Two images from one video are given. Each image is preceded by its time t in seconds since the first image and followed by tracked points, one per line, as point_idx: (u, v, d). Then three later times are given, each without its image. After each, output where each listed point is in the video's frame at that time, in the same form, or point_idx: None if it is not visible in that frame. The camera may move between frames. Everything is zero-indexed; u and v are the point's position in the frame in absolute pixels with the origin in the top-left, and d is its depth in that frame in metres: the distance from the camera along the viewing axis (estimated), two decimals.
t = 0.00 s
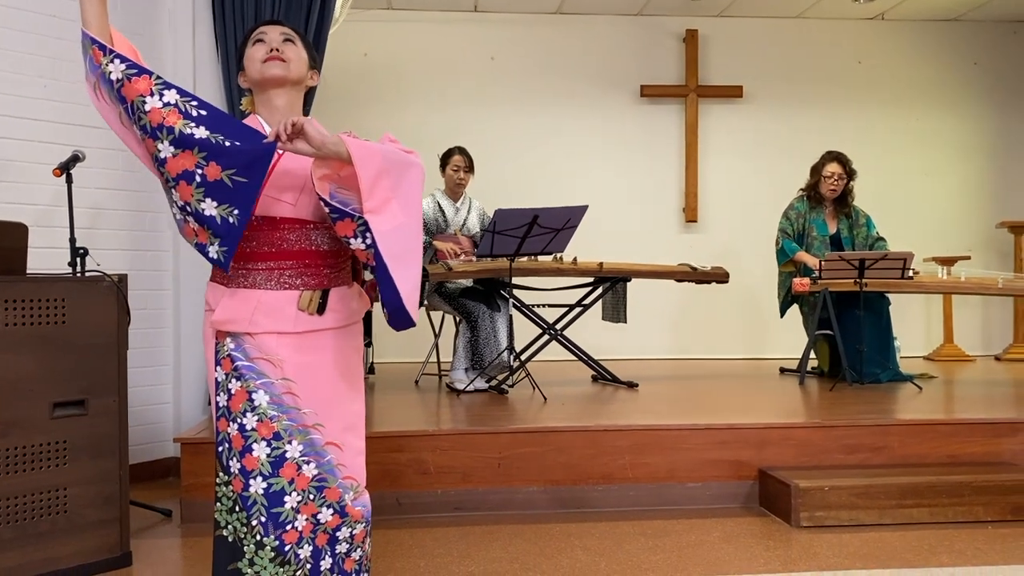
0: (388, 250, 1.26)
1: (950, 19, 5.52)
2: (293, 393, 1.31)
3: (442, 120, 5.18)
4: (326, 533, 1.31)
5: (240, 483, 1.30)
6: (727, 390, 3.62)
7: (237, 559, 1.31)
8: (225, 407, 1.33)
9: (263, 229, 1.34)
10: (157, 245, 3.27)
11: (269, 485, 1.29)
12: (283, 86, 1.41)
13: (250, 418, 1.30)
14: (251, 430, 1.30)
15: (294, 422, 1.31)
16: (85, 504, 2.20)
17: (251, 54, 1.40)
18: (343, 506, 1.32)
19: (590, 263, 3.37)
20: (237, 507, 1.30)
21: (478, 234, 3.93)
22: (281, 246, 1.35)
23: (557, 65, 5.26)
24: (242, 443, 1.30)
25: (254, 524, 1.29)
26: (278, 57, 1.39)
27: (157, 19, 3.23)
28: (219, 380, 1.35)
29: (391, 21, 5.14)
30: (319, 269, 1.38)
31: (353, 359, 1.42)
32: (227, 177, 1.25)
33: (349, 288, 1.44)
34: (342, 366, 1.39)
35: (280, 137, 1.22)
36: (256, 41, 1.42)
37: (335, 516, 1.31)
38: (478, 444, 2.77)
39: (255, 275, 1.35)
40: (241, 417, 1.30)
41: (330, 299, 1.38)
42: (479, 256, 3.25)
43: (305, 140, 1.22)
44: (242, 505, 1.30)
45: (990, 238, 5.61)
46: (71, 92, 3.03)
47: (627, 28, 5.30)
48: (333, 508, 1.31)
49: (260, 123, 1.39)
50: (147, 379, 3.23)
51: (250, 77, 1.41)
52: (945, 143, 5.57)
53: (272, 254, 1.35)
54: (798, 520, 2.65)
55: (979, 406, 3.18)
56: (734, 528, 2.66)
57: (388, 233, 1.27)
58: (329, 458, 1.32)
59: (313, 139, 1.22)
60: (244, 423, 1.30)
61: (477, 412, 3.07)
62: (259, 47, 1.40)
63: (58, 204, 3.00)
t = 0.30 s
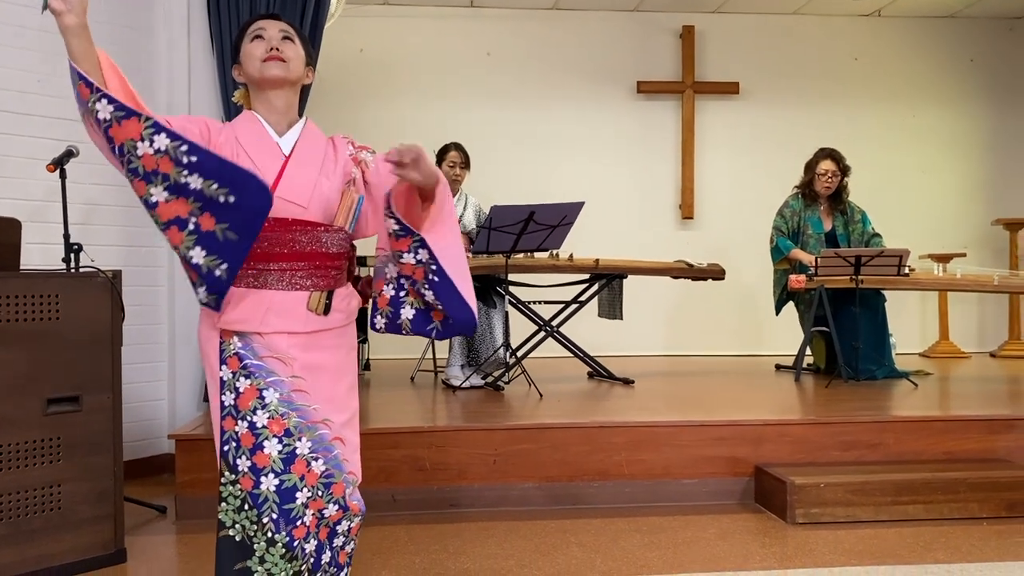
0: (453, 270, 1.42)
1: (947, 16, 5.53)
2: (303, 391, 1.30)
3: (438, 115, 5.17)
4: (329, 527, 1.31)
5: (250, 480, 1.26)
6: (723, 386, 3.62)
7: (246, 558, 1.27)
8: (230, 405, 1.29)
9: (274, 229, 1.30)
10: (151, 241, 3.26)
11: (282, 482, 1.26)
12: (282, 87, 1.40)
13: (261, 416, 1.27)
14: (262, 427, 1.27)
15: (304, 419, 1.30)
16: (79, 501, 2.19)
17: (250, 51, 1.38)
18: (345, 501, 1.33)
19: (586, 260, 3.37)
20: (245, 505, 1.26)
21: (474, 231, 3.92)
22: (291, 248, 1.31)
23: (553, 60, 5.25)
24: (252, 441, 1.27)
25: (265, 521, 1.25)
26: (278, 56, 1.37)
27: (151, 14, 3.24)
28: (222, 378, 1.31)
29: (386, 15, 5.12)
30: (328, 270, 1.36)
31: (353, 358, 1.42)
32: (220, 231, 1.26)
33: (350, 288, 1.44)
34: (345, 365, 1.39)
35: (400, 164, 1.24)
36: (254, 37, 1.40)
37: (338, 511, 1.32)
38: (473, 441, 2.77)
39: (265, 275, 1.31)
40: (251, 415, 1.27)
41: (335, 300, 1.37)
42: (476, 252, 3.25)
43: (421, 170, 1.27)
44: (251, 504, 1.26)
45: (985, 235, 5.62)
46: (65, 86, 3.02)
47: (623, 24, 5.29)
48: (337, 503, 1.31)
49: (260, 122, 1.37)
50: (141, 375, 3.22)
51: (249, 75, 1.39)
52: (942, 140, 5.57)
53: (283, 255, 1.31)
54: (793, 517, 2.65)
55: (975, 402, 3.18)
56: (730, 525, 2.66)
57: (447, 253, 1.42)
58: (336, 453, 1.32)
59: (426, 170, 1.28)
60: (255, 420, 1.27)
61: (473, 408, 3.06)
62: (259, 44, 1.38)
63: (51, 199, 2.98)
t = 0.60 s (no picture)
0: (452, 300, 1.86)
1: (943, 14, 5.54)
2: (321, 382, 1.43)
3: (434, 112, 5.17)
4: (337, 512, 1.46)
5: (275, 472, 1.37)
6: (718, 383, 3.63)
7: (270, 548, 1.37)
8: (251, 399, 1.39)
9: (294, 228, 1.42)
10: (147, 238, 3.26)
11: (307, 470, 1.39)
12: (275, 87, 1.46)
13: (286, 408, 1.39)
14: (287, 419, 1.39)
15: (322, 409, 1.43)
16: (75, 497, 2.19)
17: (245, 50, 1.43)
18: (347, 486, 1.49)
19: (583, 257, 3.36)
20: (270, 497, 1.37)
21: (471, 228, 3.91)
22: (309, 245, 1.44)
23: (549, 57, 5.25)
24: (278, 433, 1.38)
25: (291, 510, 1.37)
26: (274, 57, 1.44)
27: (146, 10, 3.23)
28: (241, 374, 1.40)
29: (382, 12, 5.11)
30: (336, 265, 1.50)
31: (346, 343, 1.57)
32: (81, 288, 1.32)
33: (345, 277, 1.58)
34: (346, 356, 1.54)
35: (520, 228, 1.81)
36: (249, 35, 1.45)
37: (343, 496, 1.47)
38: (469, 438, 2.76)
39: (285, 271, 1.42)
40: (276, 408, 1.39)
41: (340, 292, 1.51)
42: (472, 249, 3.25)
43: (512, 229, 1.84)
44: (276, 494, 1.37)
45: (981, 233, 5.63)
46: (59, 83, 3.01)
47: (620, 21, 5.29)
48: (344, 488, 1.47)
49: (254, 117, 1.44)
50: (138, 371, 3.22)
51: (242, 72, 1.45)
52: (938, 138, 5.58)
53: (300, 251, 1.43)
54: (788, 513, 2.66)
55: (969, 399, 3.19)
56: (725, 521, 2.67)
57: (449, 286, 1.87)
58: (344, 441, 1.47)
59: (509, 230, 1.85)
60: (279, 412, 1.39)
61: (469, 405, 3.06)
62: (254, 44, 1.44)
63: (46, 196, 2.97)
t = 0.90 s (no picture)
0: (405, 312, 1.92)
1: (940, 13, 5.54)
2: (339, 374, 1.49)
3: (431, 110, 5.17)
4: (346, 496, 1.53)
5: (307, 463, 1.41)
6: (714, 381, 3.63)
7: (305, 536, 1.41)
8: (281, 395, 1.41)
9: (313, 228, 1.45)
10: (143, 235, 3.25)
11: (333, 458, 1.45)
12: (278, 90, 1.47)
13: (314, 401, 1.43)
14: (315, 411, 1.43)
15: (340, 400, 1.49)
16: (72, 495, 2.19)
17: (252, 52, 1.45)
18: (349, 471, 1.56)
19: (580, 254, 3.36)
20: (304, 486, 1.41)
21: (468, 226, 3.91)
22: (327, 243, 1.47)
23: (546, 55, 5.25)
24: (309, 425, 1.42)
25: (321, 496, 1.43)
26: (281, 61, 1.46)
27: (142, 8, 3.22)
28: (271, 371, 1.41)
29: (379, 10, 5.11)
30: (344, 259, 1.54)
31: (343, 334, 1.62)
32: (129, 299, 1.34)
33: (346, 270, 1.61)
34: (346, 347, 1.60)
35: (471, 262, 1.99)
36: (255, 37, 1.46)
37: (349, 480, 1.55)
38: (466, 436, 2.77)
39: (308, 270, 1.45)
40: (306, 401, 1.43)
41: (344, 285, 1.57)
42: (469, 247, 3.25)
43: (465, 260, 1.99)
44: (308, 484, 1.41)
45: (977, 231, 5.64)
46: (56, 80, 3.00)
47: (617, 19, 5.29)
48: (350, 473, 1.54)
49: (258, 114, 1.43)
50: (134, 369, 3.22)
51: (246, 71, 1.45)
52: (934, 137, 5.59)
53: (319, 250, 1.46)
54: (784, 511, 2.66)
55: (965, 398, 3.20)
56: (721, 518, 2.68)
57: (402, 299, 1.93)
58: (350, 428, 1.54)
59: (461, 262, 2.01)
60: (309, 405, 1.43)
61: (466, 403, 3.06)
62: (261, 46, 1.45)
63: (43, 193, 2.97)
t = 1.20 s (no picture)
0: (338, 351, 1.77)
1: (934, 12, 5.56)
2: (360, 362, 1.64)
3: (427, 108, 5.16)
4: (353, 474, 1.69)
5: (345, 447, 1.56)
6: (709, 379, 3.64)
7: (340, 515, 1.56)
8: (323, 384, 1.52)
9: (337, 225, 1.55)
10: (138, 233, 3.24)
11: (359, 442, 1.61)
12: (290, 95, 1.53)
13: (348, 389, 1.57)
14: (349, 399, 1.57)
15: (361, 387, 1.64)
16: (66, 493, 2.19)
17: (267, 58, 1.49)
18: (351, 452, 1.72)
19: (575, 253, 3.36)
20: (342, 470, 1.55)
21: (463, 224, 3.91)
22: (348, 240, 1.59)
23: (541, 53, 5.25)
24: (345, 412, 1.56)
25: (351, 477, 1.59)
26: (295, 67, 1.51)
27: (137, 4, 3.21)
28: (314, 362, 1.52)
29: (374, 8, 5.10)
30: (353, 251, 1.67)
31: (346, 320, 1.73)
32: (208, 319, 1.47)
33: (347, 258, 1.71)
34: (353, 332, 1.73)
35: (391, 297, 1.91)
36: (268, 40, 1.49)
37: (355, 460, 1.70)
38: (461, 434, 2.77)
39: (338, 266, 1.57)
40: (344, 391, 1.56)
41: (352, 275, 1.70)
42: (464, 246, 3.25)
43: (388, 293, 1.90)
44: (344, 467, 1.56)
45: (971, 230, 5.66)
46: (50, 77, 2.99)
47: (613, 18, 5.29)
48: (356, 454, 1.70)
49: (273, 115, 1.47)
50: (128, 367, 3.20)
51: (259, 76, 1.50)
52: (928, 136, 5.61)
53: (344, 247, 1.58)
54: (779, 509, 2.67)
55: (959, 396, 3.21)
56: (716, 517, 2.68)
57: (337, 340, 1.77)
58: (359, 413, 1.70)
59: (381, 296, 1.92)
60: (344, 394, 1.56)
61: (461, 401, 3.07)
62: (276, 52, 1.49)
63: (37, 191, 2.96)
